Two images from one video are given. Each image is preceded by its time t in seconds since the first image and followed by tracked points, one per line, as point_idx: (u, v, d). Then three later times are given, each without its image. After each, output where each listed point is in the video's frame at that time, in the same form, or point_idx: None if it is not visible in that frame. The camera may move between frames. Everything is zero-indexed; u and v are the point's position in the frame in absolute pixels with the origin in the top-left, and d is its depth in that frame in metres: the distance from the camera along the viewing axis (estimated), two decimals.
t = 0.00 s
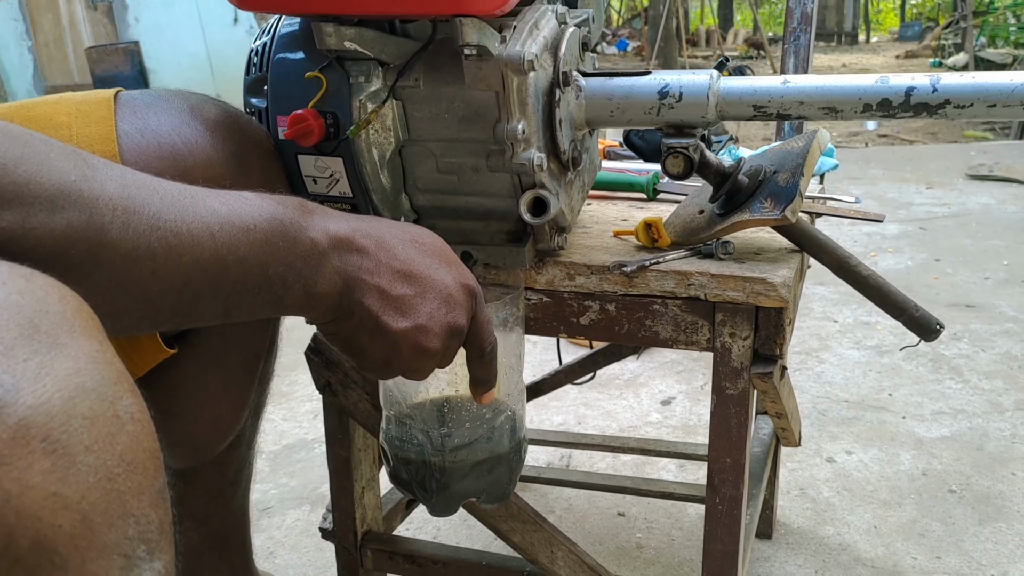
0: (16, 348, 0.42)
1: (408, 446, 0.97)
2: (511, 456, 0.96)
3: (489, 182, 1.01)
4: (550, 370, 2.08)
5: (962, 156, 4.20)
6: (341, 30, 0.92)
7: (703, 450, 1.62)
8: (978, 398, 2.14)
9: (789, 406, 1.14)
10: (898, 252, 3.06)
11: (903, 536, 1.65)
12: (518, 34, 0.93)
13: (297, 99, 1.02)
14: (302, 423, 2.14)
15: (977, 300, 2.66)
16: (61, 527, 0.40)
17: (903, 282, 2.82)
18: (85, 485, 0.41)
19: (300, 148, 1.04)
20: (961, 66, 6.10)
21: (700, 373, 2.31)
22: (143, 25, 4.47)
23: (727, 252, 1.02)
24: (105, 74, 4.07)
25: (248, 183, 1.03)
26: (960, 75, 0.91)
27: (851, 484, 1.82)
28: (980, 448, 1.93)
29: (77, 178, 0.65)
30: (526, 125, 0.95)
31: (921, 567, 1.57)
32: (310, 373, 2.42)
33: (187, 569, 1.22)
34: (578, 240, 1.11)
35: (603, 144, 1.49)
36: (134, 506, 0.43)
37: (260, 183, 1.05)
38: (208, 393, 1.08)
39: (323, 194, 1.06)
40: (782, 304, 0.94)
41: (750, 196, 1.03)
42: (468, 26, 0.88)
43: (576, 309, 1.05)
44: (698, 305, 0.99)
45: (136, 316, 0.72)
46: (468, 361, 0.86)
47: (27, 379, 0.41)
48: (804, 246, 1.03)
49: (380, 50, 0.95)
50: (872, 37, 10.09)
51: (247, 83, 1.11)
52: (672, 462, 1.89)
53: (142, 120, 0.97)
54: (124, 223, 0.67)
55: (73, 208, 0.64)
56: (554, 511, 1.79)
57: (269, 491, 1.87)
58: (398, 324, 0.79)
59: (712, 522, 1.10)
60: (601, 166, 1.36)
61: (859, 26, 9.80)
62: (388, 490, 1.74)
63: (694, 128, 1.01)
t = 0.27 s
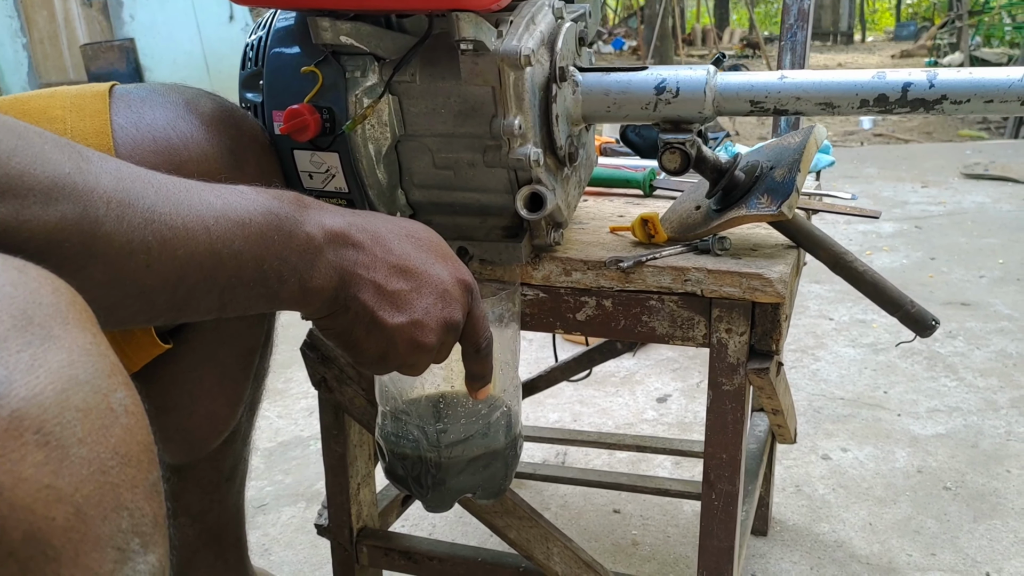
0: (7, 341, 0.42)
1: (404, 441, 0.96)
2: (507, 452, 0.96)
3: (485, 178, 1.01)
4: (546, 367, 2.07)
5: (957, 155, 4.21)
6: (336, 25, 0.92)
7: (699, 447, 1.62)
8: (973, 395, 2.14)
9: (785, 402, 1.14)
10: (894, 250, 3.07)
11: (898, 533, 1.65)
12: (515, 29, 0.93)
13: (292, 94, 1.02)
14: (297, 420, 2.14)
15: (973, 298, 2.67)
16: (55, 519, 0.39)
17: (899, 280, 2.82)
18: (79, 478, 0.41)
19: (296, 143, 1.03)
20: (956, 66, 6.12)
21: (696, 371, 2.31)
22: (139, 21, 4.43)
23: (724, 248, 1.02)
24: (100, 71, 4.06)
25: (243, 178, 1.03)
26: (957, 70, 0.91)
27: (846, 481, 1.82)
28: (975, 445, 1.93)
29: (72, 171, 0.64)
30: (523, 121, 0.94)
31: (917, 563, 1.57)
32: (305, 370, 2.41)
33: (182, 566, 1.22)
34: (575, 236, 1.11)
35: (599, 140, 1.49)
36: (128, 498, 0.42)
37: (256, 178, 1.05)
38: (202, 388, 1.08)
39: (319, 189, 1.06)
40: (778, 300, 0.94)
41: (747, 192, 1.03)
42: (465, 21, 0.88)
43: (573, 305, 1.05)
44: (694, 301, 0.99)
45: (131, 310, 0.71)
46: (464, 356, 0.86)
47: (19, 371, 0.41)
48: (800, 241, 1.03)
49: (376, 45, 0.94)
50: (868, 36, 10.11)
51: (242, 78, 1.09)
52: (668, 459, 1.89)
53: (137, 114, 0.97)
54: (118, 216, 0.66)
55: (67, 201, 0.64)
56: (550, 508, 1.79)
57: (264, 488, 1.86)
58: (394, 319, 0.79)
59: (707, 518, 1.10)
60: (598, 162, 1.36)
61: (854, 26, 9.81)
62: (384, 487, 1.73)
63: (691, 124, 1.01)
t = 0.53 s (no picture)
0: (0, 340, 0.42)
1: (400, 441, 0.96)
2: (503, 451, 0.96)
3: (483, 177, 1.00)
4: (544, 367, 2.07)
5: (955, 155, 4.21)
6: (332, 24, 0.92)
7: (696, 447, 1.62)
8: (970, 395, 2.14)
9: (782, 402, 1.14)
10: (892, 250, 3.07)
11: (895, 532, 1.66)
12: (512, 28, 0.93)
13: (290, 93, 1.01)
14: (295, 420, 2.13)
15: (970, 298, 2.67)
16: (48, 519, 0.39)
17: (896, 280, 2.82)
18: (72, 478, 0.40)
19: (293, 143, 1.03)
20: (954, 66, 6.13)
21: (694, 370, 2.31)
22: (136, 21, 4.45)
23: (722, 248, 1.02)
24: (98, 70, 4.05)
25: (240, 176, 1.03)
26: (955, 70, 0.91)
27: (844, 481, 1.82)
28: (972, 445, 1.93)
29: (66, 169, 0.64)
30: (521, 121, 0.94)
31: (914, 563, 1.57)
32: (303, 369, 2.41)
33: (178, 567, 1.21)
34: (573, 235, 1.11)
35: (597, 140, 1.49)
36: (122, 498, 0.42)
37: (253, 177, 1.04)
38: (199, 387, 1.07)
39: (316, 188, 1.06)
40: (776, 300, 0.94)
41: (745, 191, 1.02)
42: (461, 21, 0.88)
43: (571, 304, 1.05)
44: (691, 301, 0.99)
45: (126, 309, 0.71)
46: (461, 355, 0.86)
47: (12, 370, 0.41)
48: (798, 241, 1.03)
49: (373, 44, 0.95)
50: (865, 36, 10.12)
51: (239, 77, 1.09)
52: (665, 458, 1.89)
53: (133, 113, 0.97)
54: (113, 215, 0.66)
55: (62, 199, 0.63)
56: (547, 507, 1.79)
57: (261, 488, 1.86)
58: (390, 318, 0.79)
59: (705, 518, 1.10)
60: (596, 161, 1.36)
61: (852, 26, 9.82)
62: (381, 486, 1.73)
63: (689, 123, 1.01)
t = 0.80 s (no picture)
0: None
1: (397, 441, 0.96)
2: (500, 451, 0.96)
3: (480, 177, 1.00)
4: (541, 366, 2.07)
5: (952, 155, 4.22)
6: (330, 24, 0.92)
7: (694, 447, 1.62)
8: (967, 395, 2.15)
9: (779, 402, 1.14)
10: (889, 250, 3.07)
11: (892, 532, 1.66)
12: (509, 28, 0.92)
13: (286, 93, 1.01)
14: (292, 419, 2.13)
15: (967, 298, 2.67)
16: (43, 519, 0.39)
17: (893, 280, 2.83)
18: (67, 478, 0.40)
19: (290, 143, 1.03)
20: (952, 66, 6.13)
21: (691, 370, 2.32)
22: (134, 20, 4.46)
23: (719, 248, 1.02)
24: (95, 69, 4.04)
25: (236, 176, 1.03)
26: (952, 71, 0.91)
27: (840, 481, 1.83)
28: (969, 445, 1.94)
29: (62, 169, 0.64)
30: (518, 121, 0.94)
31: (910, 563, 1.57)
32: (300, 369, 2.41)
33: (174, 566, 1.21)
34: (569, 235, 1.11)
35: (595, 140, 1.49)
36: (116, 498, 0.42)
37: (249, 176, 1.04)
38: (195, 387, 1.07)
39: (313, 188, 1.06)
40: (773, 300, 0.94)
41: (742, 191, 1.02)
42: (458, 21, 0.88)
43: (568, 304, 1.05)
44: (688, 301, 0.99)
45: (121, 310, 0.71)
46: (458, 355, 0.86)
47: (6, 370, 0.41)
48: (795, 241, 1.03)
49: (370, 44, 0.95)
50: (863, 37, 10.13)
51: (236, 76, 1.10)
52: (662, 458, 1.89)
53: (130, 112, 0.97)
54: (109, 215, 0.66)
55: (57, 200, 0.63)
56: (544, 507, 1.79)
57: (258, 487, 1.86)
58: (387, 319, 0.79)
59: (702, 518, 1.10)
60: (594, 161, 1.36)
61: (850, 26, 9.83)
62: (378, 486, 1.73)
63: (686, 123, 1.01)
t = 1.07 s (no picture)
0: None
1: (395, 441, 0.96)
2: (499, 451, 0.96)
3: (478, 177, 1.00)
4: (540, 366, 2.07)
5: (951, 156, 4.22)
6: (328, 25, 0.92)
7: (692, 447, 1.63)
8: (965, 395, 2.15)
9: (777, 402, 1.14)
10: (887, 250, 3.08)
11: (890, 532, 1.66)
12: (507, 29, 0.92)
13: (285, 94, 1.01)
14: (290, 419, 2.13)
15: (965, 299, 2.68)
16: (40, 520, 0.39)
17: (892, 280, 2.83)
18: (65, 479, 0.40)
19: (288, 143, 1.03)
20: (951, 66, 6.14)
21: (690, 370, 2.32)
22: (133, 19, 4.46)
23: (717, 248, 1.02)
24: (95, 69, 4.04)
25: (234, 176, 1.03)
26: (949, 71, 0.92)
27: (838, 481, 1.83)
28: (967, 445, 1.94)
29: (60, 170, 0.64)
30: (516, 121, 0.94)
31: (908, 563, 1.58)
32: (298, 369, 2.41)
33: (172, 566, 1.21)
34: (568, 235, 1.11)
35: (593, 140, 1.49)
36: (113, 499, 0.42)
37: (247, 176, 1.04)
38: (193, 387, 1.07)
39: (312, 189, 1.06)
40: (771, 300, 0.95)
41: (740, 191, 1.03)
42: (457, 22, 0.88)
43: (566, 304, 1.05)
44: (687, 301, 0.99)
45: (119, 310, 0.71)
46: (456, 356, 0.86)
47: (3, 371, 0.41)
48: (793, 242, 1.03)
49: (368, 45, 0.94)
50: (862, 37, 10.14)
51: (235, 77, 1.10)
52: (661, 458, 1.89)
53: (128, 112, 0.97)
54: (107, 216, 0.66)
55: (55, 201, 0.63)
56: (542, 507, 1.79)
57: (257, 487, 1.86)
58: (385, 320, 0.79)
59: (700, 518, 1.10)
60: (592, 161, 1.36)
61: (849, 27, 9.84)
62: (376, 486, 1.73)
63: (684, 124, 1.01)
